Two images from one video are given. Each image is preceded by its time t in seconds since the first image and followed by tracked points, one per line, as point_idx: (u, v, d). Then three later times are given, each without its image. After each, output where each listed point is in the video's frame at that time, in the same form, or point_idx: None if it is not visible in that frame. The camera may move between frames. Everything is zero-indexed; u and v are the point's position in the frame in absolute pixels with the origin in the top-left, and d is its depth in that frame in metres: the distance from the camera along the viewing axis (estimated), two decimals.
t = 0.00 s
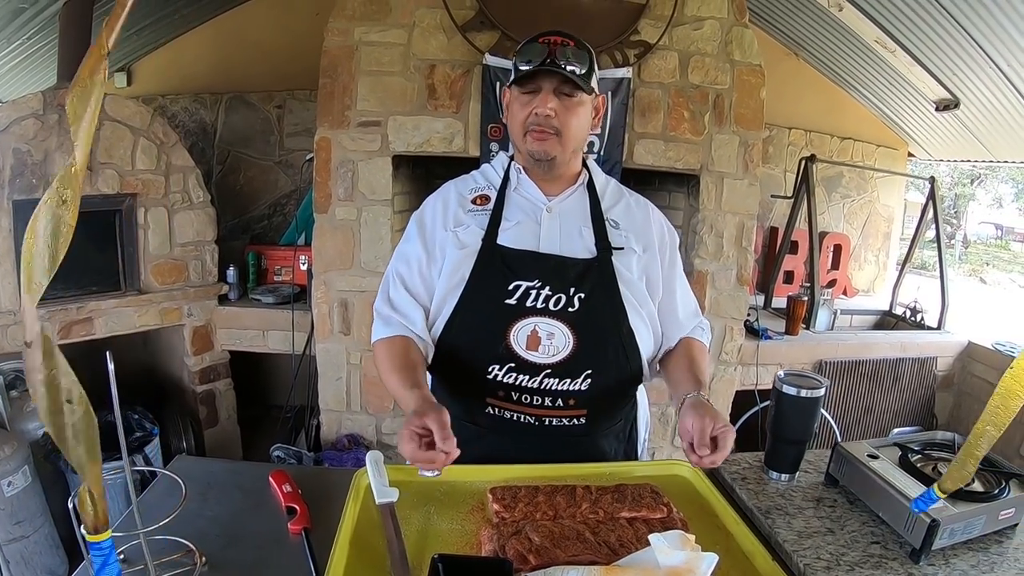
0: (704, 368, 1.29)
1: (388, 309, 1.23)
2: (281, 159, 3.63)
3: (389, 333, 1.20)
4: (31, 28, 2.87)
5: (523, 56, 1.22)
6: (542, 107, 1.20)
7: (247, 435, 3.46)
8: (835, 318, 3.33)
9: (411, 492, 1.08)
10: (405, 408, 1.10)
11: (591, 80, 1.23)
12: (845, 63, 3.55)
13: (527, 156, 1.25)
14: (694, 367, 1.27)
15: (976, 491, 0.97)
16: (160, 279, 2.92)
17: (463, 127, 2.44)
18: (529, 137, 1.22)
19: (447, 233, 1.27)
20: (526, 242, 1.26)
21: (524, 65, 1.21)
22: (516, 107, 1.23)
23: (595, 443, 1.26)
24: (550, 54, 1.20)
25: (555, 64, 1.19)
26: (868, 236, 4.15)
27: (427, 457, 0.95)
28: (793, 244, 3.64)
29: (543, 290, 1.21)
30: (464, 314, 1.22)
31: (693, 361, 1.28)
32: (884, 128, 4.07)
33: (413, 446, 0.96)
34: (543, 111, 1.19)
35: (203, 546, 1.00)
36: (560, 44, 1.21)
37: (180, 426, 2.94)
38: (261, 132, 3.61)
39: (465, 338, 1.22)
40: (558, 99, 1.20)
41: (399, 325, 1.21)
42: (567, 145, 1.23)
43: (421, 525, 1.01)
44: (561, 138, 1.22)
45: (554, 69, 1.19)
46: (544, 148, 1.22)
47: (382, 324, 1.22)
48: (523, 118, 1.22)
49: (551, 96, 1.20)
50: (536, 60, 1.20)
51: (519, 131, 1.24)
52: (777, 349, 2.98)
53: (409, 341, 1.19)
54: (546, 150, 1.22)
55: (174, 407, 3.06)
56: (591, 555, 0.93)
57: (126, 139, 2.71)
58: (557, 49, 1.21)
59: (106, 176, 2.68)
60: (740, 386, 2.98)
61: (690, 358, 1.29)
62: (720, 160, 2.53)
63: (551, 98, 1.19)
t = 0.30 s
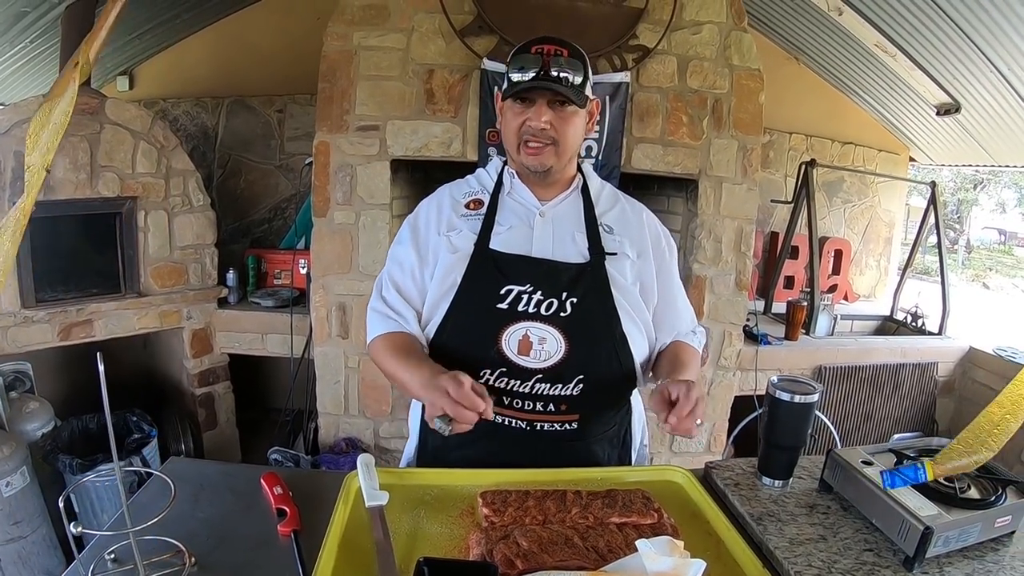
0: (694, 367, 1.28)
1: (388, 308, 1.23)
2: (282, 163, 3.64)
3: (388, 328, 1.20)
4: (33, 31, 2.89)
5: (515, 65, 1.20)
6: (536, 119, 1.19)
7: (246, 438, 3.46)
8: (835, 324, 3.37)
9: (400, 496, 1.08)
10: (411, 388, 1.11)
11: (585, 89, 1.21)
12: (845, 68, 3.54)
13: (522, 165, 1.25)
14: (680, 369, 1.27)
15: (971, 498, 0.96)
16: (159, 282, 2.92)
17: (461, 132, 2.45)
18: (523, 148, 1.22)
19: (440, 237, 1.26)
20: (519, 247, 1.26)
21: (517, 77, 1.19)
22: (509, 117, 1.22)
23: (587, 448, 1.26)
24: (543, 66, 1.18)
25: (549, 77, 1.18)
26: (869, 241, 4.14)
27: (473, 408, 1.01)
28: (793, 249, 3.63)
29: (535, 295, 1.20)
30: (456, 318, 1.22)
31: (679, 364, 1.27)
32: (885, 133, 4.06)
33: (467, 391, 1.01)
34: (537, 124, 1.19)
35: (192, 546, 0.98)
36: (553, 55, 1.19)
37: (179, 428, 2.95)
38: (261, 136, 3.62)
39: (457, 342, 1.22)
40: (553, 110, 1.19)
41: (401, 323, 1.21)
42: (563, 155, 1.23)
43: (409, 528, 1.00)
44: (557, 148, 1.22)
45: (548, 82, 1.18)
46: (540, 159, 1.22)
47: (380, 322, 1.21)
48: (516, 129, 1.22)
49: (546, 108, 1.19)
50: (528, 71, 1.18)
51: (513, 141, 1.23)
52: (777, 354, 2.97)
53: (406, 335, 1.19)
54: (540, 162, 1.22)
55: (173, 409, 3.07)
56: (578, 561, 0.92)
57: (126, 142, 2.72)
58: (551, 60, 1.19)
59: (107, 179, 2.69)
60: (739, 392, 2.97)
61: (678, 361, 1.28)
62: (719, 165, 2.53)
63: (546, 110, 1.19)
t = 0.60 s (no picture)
0: (688, 380, 1.26)
1: (387, 311, 1.22)
2: (287, 166, 3.65)
3: (389, 332, 1.19)
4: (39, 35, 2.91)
5: (524, 69, 1.19)
6: (545, 125, 1.18)
7: (248, 441, 3.46)
8: (840, 329, 3.29)
9: (395, 498, 1.07)
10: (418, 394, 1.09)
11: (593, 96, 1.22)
12: (850, 71, 3.53)
13: (528, 170, 1.24)
14: (672, 377, 1.24)
15: (975, 504, 0.94)
16: (162, 285, 2.93)
17: (463, 135, 2.45)
18: (530, 153, 1.21)
19: (439, 239, 1.26)
20: (518, 248, 1.25)
21: (527, 81, 1.18)
22: (517, 122, 1.21)
23: (585, 452, 1.25)
24: (554, 71, 1.18)
25: (559, 82, 1.18)
26: (875, 245, 4.11)
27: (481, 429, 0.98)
28: (798, 253, 3.62)
29: (534, 297, 1.19)
30: (453, 320, 1.21)
31: (670, 371, 1.25)
32: (890, 136, 4.04)
33: (473, 412, 0.98)
34: (546, 129, 1.18)
35: (185, 546, 0.98)
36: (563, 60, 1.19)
37: (181, 431, 2.96)
38: (266, 140, 3.63)
39: (455, 344, 1.21)
40: (562, 117, 1.19)
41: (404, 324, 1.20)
42: (569, 160, 1.22)
43: (403, 530, 0.99)
44: (564, 154, 1.21)
45: (558, 88, 1.17)
46: (547, 165, 1.21)
47: (379, 325, 1.20)
48: (524, 134, 1.21)
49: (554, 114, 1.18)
50: (538, 76, 1.18)
51: (520, 146, 1.23)
52: (780, 359, 2.95)
53: (407, 339, 1.18)
54: (548, 167, 1.21)
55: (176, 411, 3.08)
56: (573, 565, 0.91)
57: (130, 145, 2.74)
58: (561, 65, 1.19)
59: (111, 182, 2.71)
60: (743, 397, 2.95)
61: (669, 368, 1.26)
62: (722, 168, 2.52)
63: (555, 116, 1.18)
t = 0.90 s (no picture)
0: (691, 380, 1.31)
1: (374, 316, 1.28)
2: (292, 170, 3.66)
3: (373, 339, 1.28)
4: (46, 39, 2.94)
5: (539, 82, 1.17)
6: (560, 145, 1.18)
7: (254, 445, 3.47)
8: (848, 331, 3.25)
9: (394, 500, 1.06)
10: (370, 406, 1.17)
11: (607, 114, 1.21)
12: (856, 71, 3.51)
13: (538, 185, 1.23)
14: (671, 383, 1.29)
15: (983, 506, 0.93)
16: (168, 288, 2.94)
17: (467, 138, 2.45)
18: (542, 170, 1.21)
19: (440, 247, 1.26)
20: (521, 252, 1.25)
21: (543, 96, 1.16)
22: (530, 139, 1.19)
23: (586, 455, 1.24)
24: (572, 88, 1.17)
25: (577, 101, 1.16)
26: (882, 247, 4.08)
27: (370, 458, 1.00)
28: (805, 255, 3.60)
29: (537, 300, 1.18)
30: (455, 325, 1.20)
31: (672, 375, 1.30)
32: (897, 137, 4.02)
33: (364, 442, 1.01)
34: (560, 150, 1.17)
35: (184, 546, 0.97)
36: (580, 76, 1.17)
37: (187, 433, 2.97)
38: (271, 144, 3.64)
39: (457, 348, 1.20)
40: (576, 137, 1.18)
41: (387, 333, 1.26)
42: (580, 177, 1.23)
43: (403, 532, 0.99)
44: (575, 173, 1.21)
45: (575, 107, 1.16)
46: (559, 183, 1.21)
47: (369, 330, 1.28)
48: (537, 151, 1.20)
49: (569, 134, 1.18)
50: (555, 92, 1.16)
51: (531, 162, 1.21)
52: (787, 361, 2.93)
53: (389, 358, 1.26)
54: (559, 185, 1.21)
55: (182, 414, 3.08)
56: (573, 567, 0.90)
57: (136, 149, 2.75)
58: (579, 82, 1.17)
59: (116, 185, 2.72)
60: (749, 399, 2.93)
61: (671, 370, 1.31)
62: (727, 169, 2.51)
63: (571, 135, 1.17)
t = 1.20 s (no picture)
0: (701, 383, 1.30)
1: (381, 317, 1.30)
2: (300, 174, 3.68)
3: (377, 339, 1.30)
4: (55, 45, 2.97)
5: (542, 86, 1.16)
6: (563, 149, 1.17)
7: (263, 447, 3.48)
8: (857, 332, 3.21)
9: (400, 503, 1.06)
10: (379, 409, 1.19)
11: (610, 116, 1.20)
12: (864, 72, 3.49)
13: (541, 188, 1.24)
14: (681, 385, 1.28)
15: (994, 508, 0.92)
16: (176, 291, 2.96)
17: (474, 140, 2.45)
18: (545, 174, 1.20)
19: (445, 248, 1.26)
20: (524, 252, 1.24)
21: (546, 99, 1.15)
22: (533, 142, 1.19)
23: (594, 457, 1.23)
24: (574, 91, 1.16)
25: (579, 104, 1.16)
26: (891, 248, 4.05)
27: (389, 462, 1.04)
28: (813, 257, 3.58)
29: (540, 301, 1.18)
30: (459, 326, 1.20)
31: (682, 377, 1.29)
32: (905, 138, 3.99)
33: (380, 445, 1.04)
34: (563, 153, 1.17)
35: (188, 547, 0.97)
36: (583, 79, 1.17)
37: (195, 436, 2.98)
38: (279, 148, 3.66)
39: (462, 349, 1.20)
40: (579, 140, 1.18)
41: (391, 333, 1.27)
42: (583, 181, 1.22)
43: (407, 534, 0.98)
44: (578, 176, 1.21)
45: (578, 111, 1.16)
46: (562, 188, 1.21)
47: (376, 331, 1.30)
48: (540, 154, 1.19)
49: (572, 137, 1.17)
50: (557, 94, 1.15)
51: (535, 166, 1.21)
52: (796, 363, 2.91)
53: (396, 360, 1.28)
54: (562, 189, 1.21)
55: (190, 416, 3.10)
56: (578, 570, 0.89)
57: (144, 152, 2.77)
58: (582, 86, 1.17)
59: (124, 189, 2.74)
60: (758, 402, 2.91)
61: (683, 372, 1.30)
62: (734, 170, 2.50)
63: (573, 139, 1.16)
